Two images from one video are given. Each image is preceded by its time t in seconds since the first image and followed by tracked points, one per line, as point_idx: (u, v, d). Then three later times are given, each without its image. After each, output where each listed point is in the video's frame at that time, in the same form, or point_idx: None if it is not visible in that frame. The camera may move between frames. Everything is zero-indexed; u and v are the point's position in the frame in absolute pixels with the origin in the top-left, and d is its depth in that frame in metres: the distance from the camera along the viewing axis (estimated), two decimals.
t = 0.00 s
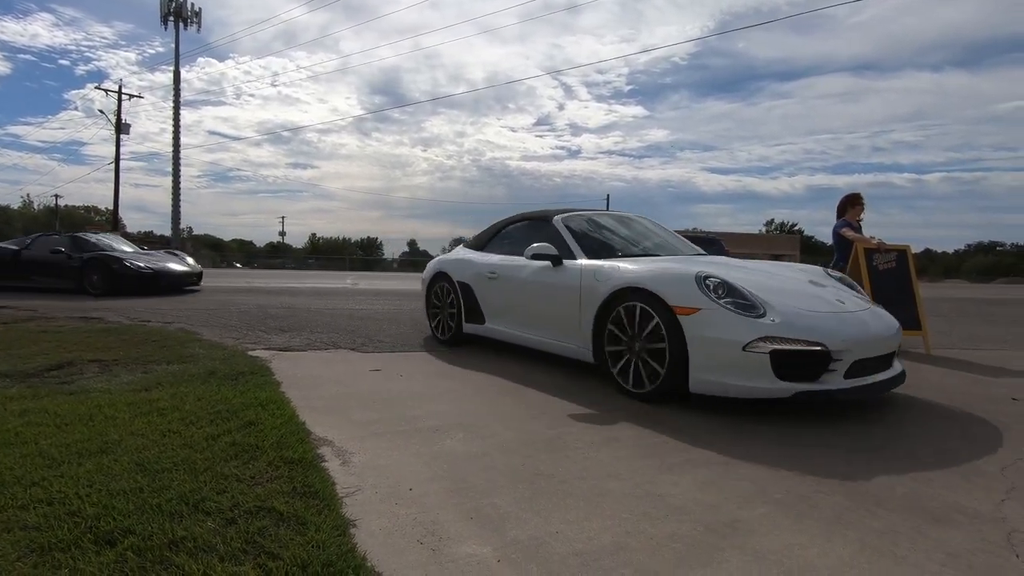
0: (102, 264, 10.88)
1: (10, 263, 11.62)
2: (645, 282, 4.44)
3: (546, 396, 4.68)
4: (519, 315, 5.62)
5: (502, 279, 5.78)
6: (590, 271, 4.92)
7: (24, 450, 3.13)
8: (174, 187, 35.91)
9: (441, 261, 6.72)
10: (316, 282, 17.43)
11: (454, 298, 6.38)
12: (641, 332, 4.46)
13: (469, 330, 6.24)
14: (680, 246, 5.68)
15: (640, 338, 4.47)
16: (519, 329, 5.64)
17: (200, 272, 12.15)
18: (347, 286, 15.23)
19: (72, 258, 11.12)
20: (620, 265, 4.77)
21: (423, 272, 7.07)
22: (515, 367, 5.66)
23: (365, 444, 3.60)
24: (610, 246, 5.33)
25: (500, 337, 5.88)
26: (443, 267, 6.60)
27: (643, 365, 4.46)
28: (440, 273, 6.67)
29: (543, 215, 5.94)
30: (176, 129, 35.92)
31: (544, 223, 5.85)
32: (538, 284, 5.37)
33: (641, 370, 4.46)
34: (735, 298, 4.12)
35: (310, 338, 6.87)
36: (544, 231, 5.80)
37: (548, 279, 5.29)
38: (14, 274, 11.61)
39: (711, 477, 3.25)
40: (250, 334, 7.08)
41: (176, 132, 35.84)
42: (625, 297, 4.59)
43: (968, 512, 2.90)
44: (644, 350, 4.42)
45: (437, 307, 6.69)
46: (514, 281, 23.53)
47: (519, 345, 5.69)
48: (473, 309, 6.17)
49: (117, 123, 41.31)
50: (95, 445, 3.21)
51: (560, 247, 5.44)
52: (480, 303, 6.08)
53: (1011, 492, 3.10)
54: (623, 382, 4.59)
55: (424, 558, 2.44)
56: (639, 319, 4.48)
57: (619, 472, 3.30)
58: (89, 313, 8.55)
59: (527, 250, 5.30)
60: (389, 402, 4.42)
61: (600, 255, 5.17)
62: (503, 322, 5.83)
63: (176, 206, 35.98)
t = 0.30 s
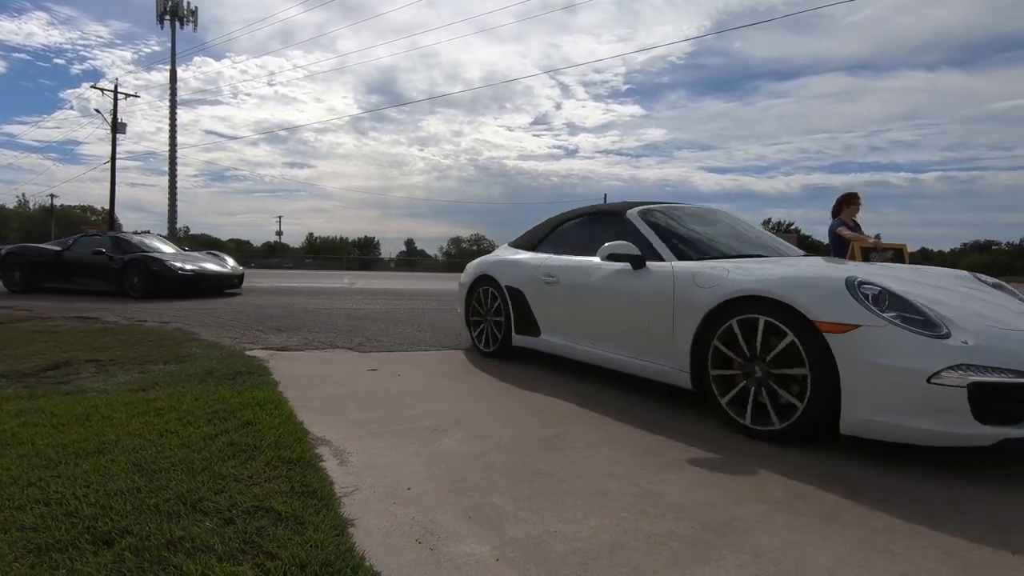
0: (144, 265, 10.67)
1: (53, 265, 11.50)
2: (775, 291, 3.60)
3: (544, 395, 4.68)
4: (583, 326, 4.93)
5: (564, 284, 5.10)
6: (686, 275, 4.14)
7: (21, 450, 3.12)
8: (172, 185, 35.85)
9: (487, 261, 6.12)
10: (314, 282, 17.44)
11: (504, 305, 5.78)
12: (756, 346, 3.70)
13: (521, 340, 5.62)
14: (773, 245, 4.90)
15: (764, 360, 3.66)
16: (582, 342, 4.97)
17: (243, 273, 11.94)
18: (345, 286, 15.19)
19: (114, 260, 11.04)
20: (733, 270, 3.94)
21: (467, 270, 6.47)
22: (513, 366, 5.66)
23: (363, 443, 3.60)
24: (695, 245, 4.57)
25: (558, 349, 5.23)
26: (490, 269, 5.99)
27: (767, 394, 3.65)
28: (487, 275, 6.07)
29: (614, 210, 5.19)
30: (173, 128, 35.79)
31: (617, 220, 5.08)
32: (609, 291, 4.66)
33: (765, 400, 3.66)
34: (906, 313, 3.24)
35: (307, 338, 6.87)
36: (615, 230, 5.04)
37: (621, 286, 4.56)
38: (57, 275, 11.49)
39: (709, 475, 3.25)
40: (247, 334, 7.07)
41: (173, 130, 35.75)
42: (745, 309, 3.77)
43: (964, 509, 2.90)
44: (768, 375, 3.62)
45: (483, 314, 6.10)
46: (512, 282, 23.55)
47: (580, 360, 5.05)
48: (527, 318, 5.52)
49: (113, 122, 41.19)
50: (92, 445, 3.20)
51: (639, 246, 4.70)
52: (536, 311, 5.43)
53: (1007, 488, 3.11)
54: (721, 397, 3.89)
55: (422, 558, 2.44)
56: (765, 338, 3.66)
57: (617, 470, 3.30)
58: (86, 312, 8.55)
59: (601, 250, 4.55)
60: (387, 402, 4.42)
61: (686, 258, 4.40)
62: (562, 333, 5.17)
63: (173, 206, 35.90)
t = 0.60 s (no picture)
0: (190, 267, 10.50)
1: (96, 267, 11.35)
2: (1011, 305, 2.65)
3: (543, 394, 4.68)
4: (680, 340, 4.09)
5: (653, 290, 4.25)
6: (849, 280, 3.23)
7: (20, 450, 3.11)
8: (172, 184, 35.89)
9: (544, 262, 5.30)
10: (315, 281, 17.42)
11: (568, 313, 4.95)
12: (976, 368, 2.77)
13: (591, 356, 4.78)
14: (908, 230, 4.09)
15: (985, 397, 2.75)
16: (679, 361, 4.13)
17: (285, 275, 11.77)
18: (346, 285, 15.19)
19: (157, 260, 10.92)
20: (929, 275, 3.00)
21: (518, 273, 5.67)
22: (511, 365, 5.66)
23: (363, 443, 3.60)
24: (832, 237, 3.74)
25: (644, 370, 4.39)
26: (549, 272, 5.17)
27: (984, 444, 2.77)
28: (545, 280, 5.25)
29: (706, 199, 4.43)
30: (171, 126, 35.73)
31: (720, 209, 4.27)
32: (719, 299, 3.82)
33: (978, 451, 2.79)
34: None
35: (307, 337, 6.87)
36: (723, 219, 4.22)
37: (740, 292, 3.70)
38: (100, 276, 11.35)
39: (709, 474, 3.25)
40: (247, 333, 7.06)
41: (172, 129, 35.72)
42: (952, 329, 2.83)
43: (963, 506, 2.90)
44: (991, 420, 2.72)
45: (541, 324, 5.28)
46: (512, 282, 23.56)
47: (672, 382, 4.23)
48: (599, 331, 4.68)
49: (112, 122, 41.13)
50: (91, 445, 3.19)
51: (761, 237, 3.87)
52: (611, 321, 4.60)
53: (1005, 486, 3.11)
54: (891, 413, 3.06)
55: (422, 557, 2.44)
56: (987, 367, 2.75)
57: (617, 469, 3.30)
58: (84, 312, 8.54)
59: (718, 246, 3.71)
60: (387, 401, 4.41)
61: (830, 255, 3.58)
62: (649, 349, 4.34)
63: (171, 206, 35.79)
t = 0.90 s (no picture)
0: (232, 267, 10.40)
1: (138, 267, 11.25)
2: None
3: (543, 392, 4.68)
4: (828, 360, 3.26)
5: (789, 296, 3.43)
6: None
7: (20, 448, 3.11)
8: (171, 184, 35.82)
9: (630, 264, 4.44)
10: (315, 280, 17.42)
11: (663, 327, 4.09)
12: None
13: (698, 381, 3.92)
14: None
15: None
16: (827, 386, 3.30)
17: (328, 276, 11.62)
18: (346, 284, 15.19)
19: (198, 260, 10.81)
20: None
21: (592, 276, 4.82)
22: (510, 363, 5.66)
23: (363, 441, 3.60)
24: None
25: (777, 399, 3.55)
26: (639, 276, 4.30)
27: None
28: (632, 286, 4.39)
29: (853, 183, 3.60)
30: (172, 126, 35.73)
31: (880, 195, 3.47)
32: (900, 311, 2.98)
33: None
34: None
35: (307, 336, 6.86)
36: (891, 212, 3.38)
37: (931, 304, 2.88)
38: (142, 277, 11.26)
39: (708, 471, 3.26)
40: (247, 332, 7.05)
41: (172, 129, 35.74)
42: None
43: (962, 504, 2.91)
44: None
45: (625, 338, 4.43)
46: (511, 280, 23.57)
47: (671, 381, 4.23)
48: (712, 352, 3.82)
49: (112, 121, 41.09)
50: (91, 444, 3.19)
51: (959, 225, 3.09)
52: (726, 337, 3.75)
53: (1003, 483, 3.12)
54: None
55: (422, 554, 2.44)
56: None
57: (616, 467, 3.30)
58: (84, 311, 8.53)
59: (923, 240, 2.86)
60: (386, 400, 4.41)
61: None
62: (784, 371, 3.49)
63: (171, 204, 35.71)
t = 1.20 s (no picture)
0: (271, 266, 10.31)
1: (179, 267, 11.22)
2: None
3: (542, 392, 4.70)
4: None
5: (997, 312, 2.70)
6: None
7: (20, 448, 3.12)
8: (172, 183, 35.90)
9: (755, 268, 3.65)
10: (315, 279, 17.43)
11: (814, 350, 3.28)
12: None
13: (866, 426, 3.10)
14: None
15: None
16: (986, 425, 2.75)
17: (371, 276, 11.50)
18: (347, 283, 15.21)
19: (237, 259, 10.73)
20: None
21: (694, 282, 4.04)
22: (509, 362, 5.67)
23: (363, 440, 3.60)
24: None
25: (900, 432, 3.00)
26: (767, 280, 3.53)
27: None
28: (762, 296, 3.58)
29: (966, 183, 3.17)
30: (171, 125, 35.75)
31: None
32: None
33: None
34: None
35: (308, 335, 6.87)
36: None
37: None
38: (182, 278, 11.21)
39: (707, 470, 3.27)
40: (247, 331, 7.06)
41: (172, 129, 35.79)
42: None
43: (959, 503, 2.92)
44: None
45: (752, 361, 3.61)
46: (512, 278, 23.61)
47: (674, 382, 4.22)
48: (897, 391, 3.00)
49: (112, 120, 41.10)
50: (91, 443, 3.19)
51: None
52: (904, 363, 2.97)
53: (999, 483, 3.14)
54: None
55: (421, 554, 2.45)
56: None
57: (615, 466, 3.31)
58: (85, 310, 8.55)
59: None
60: (386, 399, 4.42)
61: None
62: (1012, 415, 2.68)
63: (171, 203, 35.84)
